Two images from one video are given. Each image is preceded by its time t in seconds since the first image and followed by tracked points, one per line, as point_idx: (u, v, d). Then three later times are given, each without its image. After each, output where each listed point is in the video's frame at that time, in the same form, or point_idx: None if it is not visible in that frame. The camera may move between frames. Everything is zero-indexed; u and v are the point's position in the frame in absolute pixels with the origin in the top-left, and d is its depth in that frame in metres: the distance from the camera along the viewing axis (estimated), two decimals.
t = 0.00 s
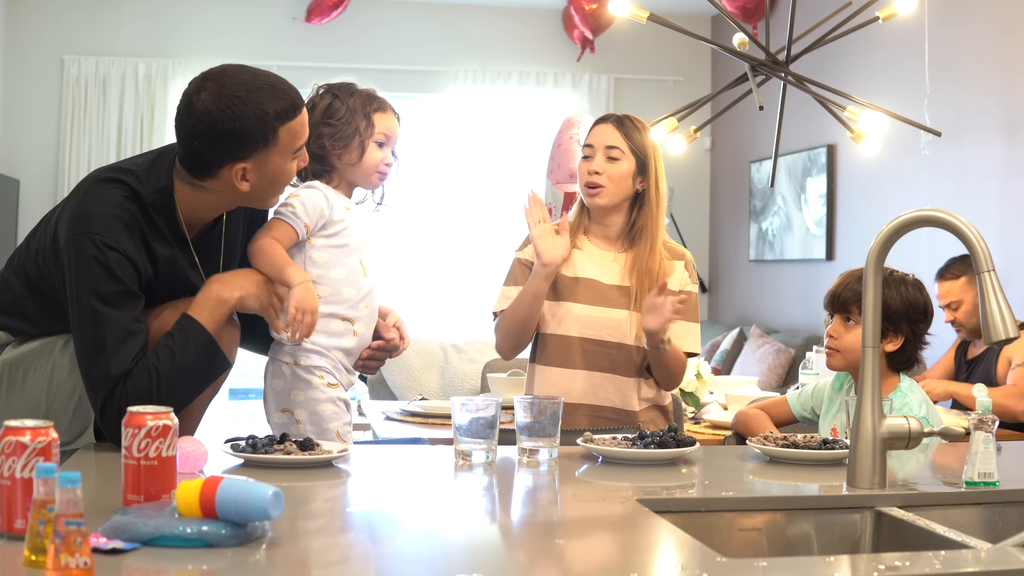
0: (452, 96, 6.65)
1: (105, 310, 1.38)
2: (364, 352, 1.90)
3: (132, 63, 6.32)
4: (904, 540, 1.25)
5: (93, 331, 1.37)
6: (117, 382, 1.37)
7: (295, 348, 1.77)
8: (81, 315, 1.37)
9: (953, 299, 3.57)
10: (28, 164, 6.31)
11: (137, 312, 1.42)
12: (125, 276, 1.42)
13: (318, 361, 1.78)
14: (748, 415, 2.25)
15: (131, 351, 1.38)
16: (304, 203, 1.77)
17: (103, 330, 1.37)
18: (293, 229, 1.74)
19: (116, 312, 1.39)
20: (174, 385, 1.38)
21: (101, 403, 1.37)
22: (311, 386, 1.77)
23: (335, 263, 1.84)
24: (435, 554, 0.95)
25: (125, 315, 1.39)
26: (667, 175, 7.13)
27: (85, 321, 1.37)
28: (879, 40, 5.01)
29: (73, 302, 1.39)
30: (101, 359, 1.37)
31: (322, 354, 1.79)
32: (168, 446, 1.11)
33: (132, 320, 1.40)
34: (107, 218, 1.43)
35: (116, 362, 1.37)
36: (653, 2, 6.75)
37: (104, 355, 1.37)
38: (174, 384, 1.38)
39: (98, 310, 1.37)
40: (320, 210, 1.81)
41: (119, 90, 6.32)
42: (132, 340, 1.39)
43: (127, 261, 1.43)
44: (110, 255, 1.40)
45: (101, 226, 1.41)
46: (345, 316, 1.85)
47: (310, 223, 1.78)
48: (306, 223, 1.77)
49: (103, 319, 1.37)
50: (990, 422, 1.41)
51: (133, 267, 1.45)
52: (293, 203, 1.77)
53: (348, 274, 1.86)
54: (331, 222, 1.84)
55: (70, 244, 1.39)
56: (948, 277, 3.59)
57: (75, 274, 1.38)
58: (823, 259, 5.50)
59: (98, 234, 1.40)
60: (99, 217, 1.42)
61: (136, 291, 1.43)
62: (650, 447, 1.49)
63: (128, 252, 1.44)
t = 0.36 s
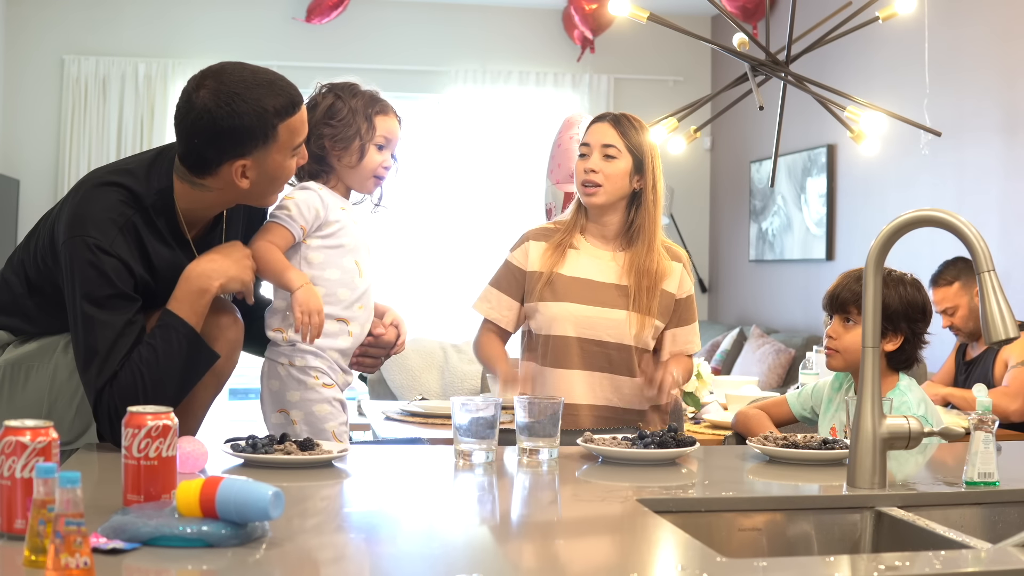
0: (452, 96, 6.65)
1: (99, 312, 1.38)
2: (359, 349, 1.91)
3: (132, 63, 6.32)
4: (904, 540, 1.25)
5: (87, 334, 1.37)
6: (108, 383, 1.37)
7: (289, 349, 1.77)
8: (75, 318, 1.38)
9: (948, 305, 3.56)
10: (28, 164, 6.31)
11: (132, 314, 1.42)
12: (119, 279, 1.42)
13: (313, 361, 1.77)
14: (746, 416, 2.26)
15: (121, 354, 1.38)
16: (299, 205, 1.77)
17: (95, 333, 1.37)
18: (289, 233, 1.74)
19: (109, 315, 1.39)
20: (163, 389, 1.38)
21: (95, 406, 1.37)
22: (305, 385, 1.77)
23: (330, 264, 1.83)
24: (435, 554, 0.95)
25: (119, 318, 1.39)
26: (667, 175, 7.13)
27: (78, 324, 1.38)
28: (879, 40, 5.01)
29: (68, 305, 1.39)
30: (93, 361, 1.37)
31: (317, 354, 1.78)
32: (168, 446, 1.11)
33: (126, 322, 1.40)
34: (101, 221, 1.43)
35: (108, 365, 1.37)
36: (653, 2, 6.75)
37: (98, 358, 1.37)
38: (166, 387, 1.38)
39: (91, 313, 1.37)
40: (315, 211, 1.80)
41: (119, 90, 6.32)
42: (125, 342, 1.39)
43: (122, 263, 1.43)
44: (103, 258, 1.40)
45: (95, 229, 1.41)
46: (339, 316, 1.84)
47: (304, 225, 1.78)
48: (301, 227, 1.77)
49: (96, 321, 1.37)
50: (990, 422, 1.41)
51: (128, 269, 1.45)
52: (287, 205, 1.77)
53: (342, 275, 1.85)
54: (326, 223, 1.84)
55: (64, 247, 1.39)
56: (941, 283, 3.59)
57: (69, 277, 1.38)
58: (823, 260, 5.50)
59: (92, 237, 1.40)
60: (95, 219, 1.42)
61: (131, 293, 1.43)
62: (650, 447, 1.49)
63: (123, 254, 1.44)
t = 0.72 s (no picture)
0: (452, 96, 6.64)
1: (99, 313, 1.38)
2: (350, 350, 1.88)
3: (132, 63, 6.32)
4: (904, 541, 1.25)
5: (86, 334, 1.37)
6: (107, 384, 1.37)
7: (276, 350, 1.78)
8: (75, 318, 1.38)
9: (946, 307, 3.57)
10: (28, 164, 6.31)
11: (132, 314, 1.41)
12: (119, 279, 1.41)
13: (299, 362, 1.78)
14: (745, 416, 2.26)
15: (121, 354, 1.38)
16: (281, 205, 1.77)
17: (95, 333, 1.37)
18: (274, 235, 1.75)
19: (110, 315, 1.39)
20: (162, 389, 1.37)
21: (94, 406, 1.37)
22: (293, 387, 1.77)
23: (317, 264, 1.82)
24: (435, 554, 0.95)
25: (119, 318, 1.39)
26: (667, 175, 7.13)
27: (78, 324, 1.38)
28: (879, 40, 5.01)
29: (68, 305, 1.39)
30: (92, 361, 1.36)
31: (304, 355, 1.78)
32: (168, 446, 1.11)
33: (126, 323, 1.39)
34: (102, 221, 1.43)
35: (107, 365, 1.37)
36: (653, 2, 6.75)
37: (97, 358, 1.36)
38: (165, 387, 1.37)
39: (91, 313, 1.37)
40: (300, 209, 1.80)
41: (119, 89, 6.32)
42: (124, 342, 1.38)
43: (123, 264, 1.43)
44: (104, 258, 1.40)
45: (96, 229, 1.42)
46: (327, 316, 1.82)
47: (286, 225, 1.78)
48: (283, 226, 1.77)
49: (96, 322, 1.37)
50: (990, 422, 1.41)
51: (129, 269, 1.45)
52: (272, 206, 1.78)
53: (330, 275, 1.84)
54: (313, 223, 1.83)
55: (65, 246, 1.39)
56: (939, 285, 3.59)
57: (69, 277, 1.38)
58: (823, 260, 5.50)
59: (93, 236, 1.40)
60: (95, 219, 1.42)
61: (132, 294, 1.43)
62: (650, 447, 1.49)
63: (124, 255, 1.44)
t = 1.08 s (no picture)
0: (452, 96, 6.64)
1: (99, 312, 1.38)
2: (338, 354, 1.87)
3: (132, 63, 6.32)
4: (904, 540, 1.25)
5: (86, 332, 1.37)
6: (106, 384, 1.37)
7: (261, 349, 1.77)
8: (76, 317, 1.38)
9: (947, 309, 3.57)
10: (29, 164, 6.31)
11: (132, 314, 1.41)
12: (120, 279, 1.41)
13: (284, 362, 1.77)
14: (745, 416, 2.26)
15: (121, 354, 1.38)
16: (277, 208, 1.77)
17: (95, 332, 1.37)
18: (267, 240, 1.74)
19: (110, 315, 1.39)
20: (163, 390, 1.37)
21: (95, 405, 1.37)
22: (278, 386, 1.76)
23: (309, 268, 1.81)
24: (435, 554, 0.95)
25: (120, 318, 1.39)
26: (667, 175, 7.13)
27: (79, 323, 1.37)
28: (879, 40, 5.01)
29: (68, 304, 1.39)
30: (92, 360, 1.36)
31: (288, 355, 1.78)
32: (168, 446, 1.11)
33: (126, 323, 1.39)
34: (103, 220, 1.43)
35: (107, 364, 1.37)
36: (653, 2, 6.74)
37: (97, 357, 1.36)
38: (165, 388, 1.37)
39: (92, 312, 1.37)
40: (296, 212, 1.80)
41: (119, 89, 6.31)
42: (124, 342, 1.38)
43: (123, 264, 1.43)
44: (105, 259, 1.40)
45: (96, 228, 1.41)
46: (314, 320, 1.81)
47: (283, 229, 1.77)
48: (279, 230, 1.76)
49: (96, 321, 1.37)
50: (991, 422, 1.41)
51: (130, 269, 1.44)
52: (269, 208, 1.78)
53: (320, 281, 1.82)
54: (308, 227, 1.82)
55: (66, 245, 1.39)
56: (938, 287, 3.60)
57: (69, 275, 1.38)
58: (823, 260, 5.50)
59: (93, 236, 1.40)
60: (96, 219, 1.42)
61: (132, 294, 1.43)
62: (650, 446, 1.49)
63: (125, 255, 1.44)
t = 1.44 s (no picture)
0: (452, 96, 6.64)
1: (93, 311, 1.38)
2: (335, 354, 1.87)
3: (132, 63, 6.31)
4: (904, 540, 1.25)
5: (81, 332, 1.37)
6: (105, 383, 1.37)
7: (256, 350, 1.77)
8: (70, 317, 1.38)
9: (947, 310, 3.57)
10: (29, 164, 6.30)
11: (127, 313, 1.41)
12: (114, 279, 1.41)
13: (277, 365, 1.77)
14: (745, 416, 2.26)
15: (117, 352, 1.38)
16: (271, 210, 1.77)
17: (90, 331, 1.37)
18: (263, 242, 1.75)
19: (105, 314, 1.39)
20: (160, 388, 1.36)
21: (94, 404, 1.37)
22: (271, 388, 1.77)
23: (304, 270, 1.80)
24: (434, 554, 0.95)
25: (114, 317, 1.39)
26: (667, 175, 7.13)
27: (75, 323, 1.38)
28: (879, 41, 5.01)
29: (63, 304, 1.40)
30: (89, 359, 1.37)
31: (281, 358, 1.78)
32: (168, 446, 1.11)
33: (121, 322, 1.39)
34: (97, 221, 1.43)
35: (103, 363, 1.37)
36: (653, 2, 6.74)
37: (93, 357, 1.37)
38: (163, 387, 1.36)
39: (86, 311, 1.37)
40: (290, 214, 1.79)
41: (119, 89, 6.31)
42: (121, 341, 1.39)
43: (117, 264, 1.43)
44: (98, 259, 1.40)
45: (89, 229, 1.41)
46: (309, 322, 1.81)
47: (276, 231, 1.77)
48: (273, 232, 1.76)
49: (90, 320, 1.37)
50: (990, 422, 1.41)
51: (123, 269, 1.45)
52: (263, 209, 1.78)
53: (315, 282, 1.81)
54: (302, 228, 1.82)
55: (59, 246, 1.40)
56: (938, 287, 3.60)
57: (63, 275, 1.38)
58: (824, 260, 5.50)
59: (86, 236, 1.40)
60: (89, 219, 1.42)
61: (127, 293, 1.43)
62: (650, 447, 1.49)
63: (118, 255, 1.44)
